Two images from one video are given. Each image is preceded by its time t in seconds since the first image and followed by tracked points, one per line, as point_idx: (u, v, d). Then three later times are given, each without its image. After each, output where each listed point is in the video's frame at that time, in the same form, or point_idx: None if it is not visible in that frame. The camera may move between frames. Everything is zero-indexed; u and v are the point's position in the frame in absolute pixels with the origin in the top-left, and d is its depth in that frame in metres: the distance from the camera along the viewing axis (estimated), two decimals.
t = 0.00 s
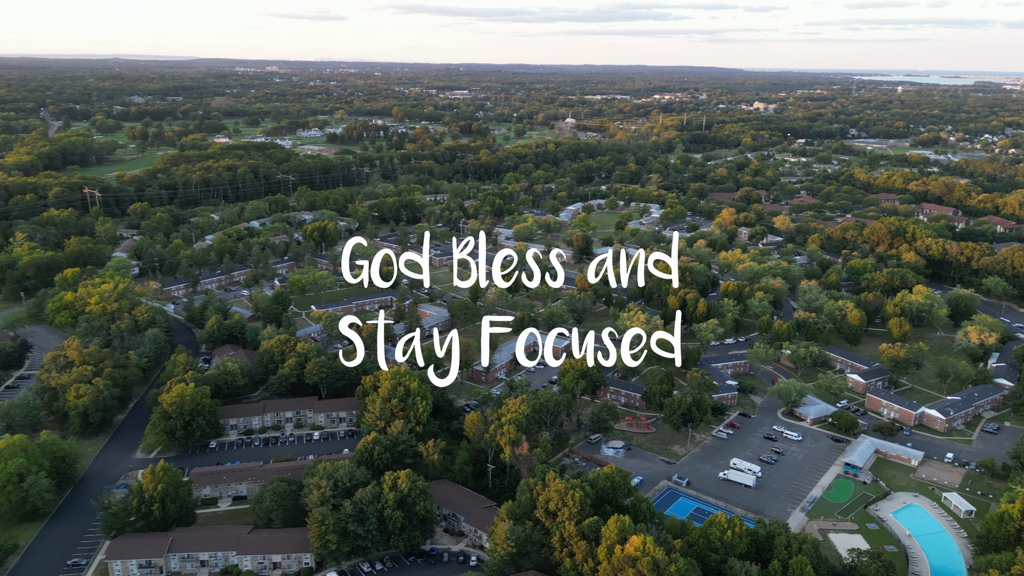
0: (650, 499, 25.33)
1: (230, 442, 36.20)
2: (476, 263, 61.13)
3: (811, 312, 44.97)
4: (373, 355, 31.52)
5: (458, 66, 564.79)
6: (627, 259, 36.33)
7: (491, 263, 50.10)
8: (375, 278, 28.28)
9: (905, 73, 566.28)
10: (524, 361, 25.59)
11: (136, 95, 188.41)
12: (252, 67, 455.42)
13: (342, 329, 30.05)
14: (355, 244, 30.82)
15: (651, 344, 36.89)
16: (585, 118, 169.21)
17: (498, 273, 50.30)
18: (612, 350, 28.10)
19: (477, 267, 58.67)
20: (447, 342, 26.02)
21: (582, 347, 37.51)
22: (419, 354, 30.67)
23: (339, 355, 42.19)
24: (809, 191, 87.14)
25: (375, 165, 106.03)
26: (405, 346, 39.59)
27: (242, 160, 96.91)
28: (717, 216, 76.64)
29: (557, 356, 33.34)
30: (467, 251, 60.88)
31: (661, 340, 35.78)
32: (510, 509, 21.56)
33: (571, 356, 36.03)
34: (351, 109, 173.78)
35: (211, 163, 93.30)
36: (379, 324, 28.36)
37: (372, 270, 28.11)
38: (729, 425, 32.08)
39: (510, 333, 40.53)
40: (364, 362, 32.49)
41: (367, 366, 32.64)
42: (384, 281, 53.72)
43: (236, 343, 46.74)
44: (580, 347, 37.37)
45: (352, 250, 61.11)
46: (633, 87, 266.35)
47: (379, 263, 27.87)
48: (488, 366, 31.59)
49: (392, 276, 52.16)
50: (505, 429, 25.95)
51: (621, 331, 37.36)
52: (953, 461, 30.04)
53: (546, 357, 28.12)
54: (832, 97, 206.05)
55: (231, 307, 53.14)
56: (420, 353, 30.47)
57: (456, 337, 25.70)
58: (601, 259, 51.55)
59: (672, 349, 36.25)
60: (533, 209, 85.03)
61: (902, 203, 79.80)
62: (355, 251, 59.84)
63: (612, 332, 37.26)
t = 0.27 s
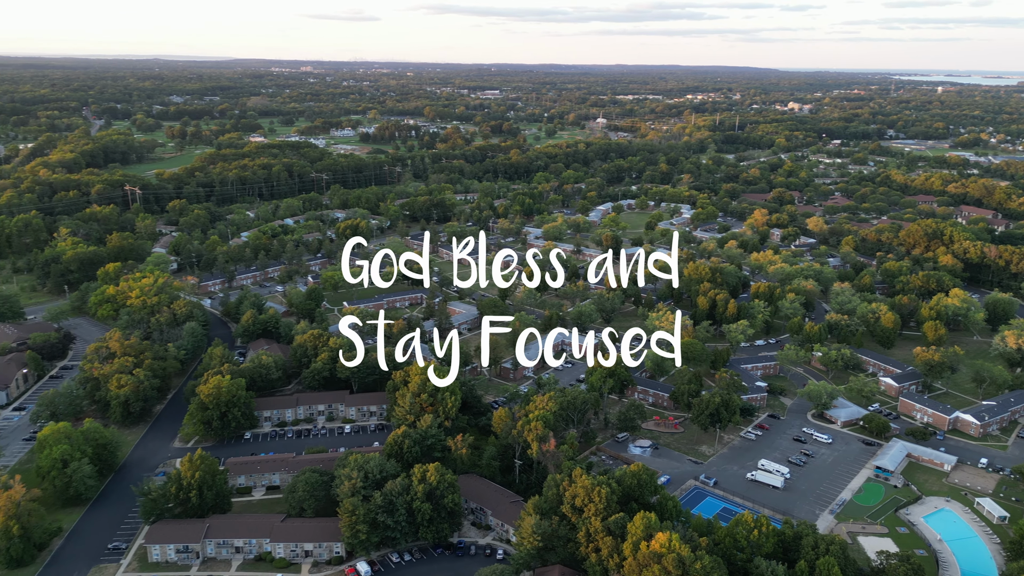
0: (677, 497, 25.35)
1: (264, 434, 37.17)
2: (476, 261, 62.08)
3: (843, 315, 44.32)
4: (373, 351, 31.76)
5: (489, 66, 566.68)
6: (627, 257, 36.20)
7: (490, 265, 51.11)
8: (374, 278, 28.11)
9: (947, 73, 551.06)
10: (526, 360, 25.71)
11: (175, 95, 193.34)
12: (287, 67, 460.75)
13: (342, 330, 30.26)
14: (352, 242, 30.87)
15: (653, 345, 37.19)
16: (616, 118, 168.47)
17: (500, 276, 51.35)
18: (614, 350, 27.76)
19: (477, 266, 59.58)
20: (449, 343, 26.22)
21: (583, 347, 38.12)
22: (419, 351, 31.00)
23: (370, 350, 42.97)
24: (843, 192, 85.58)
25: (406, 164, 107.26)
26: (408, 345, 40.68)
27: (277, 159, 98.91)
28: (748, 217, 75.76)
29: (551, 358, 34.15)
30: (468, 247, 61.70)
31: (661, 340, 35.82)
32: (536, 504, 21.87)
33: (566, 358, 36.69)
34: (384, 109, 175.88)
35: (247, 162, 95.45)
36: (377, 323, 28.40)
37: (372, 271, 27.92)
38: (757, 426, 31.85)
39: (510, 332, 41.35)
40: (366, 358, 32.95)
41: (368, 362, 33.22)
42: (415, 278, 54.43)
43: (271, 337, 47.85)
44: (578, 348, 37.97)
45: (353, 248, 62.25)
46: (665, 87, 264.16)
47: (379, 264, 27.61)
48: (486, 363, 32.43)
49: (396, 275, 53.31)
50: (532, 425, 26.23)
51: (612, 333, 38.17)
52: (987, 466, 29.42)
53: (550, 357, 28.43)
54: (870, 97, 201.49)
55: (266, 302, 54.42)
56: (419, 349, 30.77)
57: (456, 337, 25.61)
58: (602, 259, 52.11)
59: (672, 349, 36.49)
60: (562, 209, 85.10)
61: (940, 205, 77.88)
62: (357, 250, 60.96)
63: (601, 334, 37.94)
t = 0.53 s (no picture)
0: (703, 497, 25.34)
1: (297, 426, 38.07)
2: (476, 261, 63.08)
3: (876, 318, 43.60)
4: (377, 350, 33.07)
5: (520, 66, 567.23)
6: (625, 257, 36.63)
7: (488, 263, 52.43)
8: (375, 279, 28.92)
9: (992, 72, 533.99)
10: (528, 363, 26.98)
11: (213, 95, 197.93)
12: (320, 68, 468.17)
13: (343, 330, 32.08)
14: (349, 245, 31.86)
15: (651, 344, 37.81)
16: (647, 118, 167.33)
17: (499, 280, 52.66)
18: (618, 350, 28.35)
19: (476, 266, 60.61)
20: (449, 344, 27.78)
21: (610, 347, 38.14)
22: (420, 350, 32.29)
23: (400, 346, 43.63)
24: (879, 194, 83.85)
25: (437, 163, 108.29)
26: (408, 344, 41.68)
27: (311, 158, 100.72)
28: (781, 218, 74.75)
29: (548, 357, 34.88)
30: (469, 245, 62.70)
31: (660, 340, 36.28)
32: (563, 499, 22.14)
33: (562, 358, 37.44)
34: (416, 109, 177.59)
35: (282, 160, 97.44)
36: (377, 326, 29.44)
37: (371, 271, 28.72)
38: (787, 428, 31.59)
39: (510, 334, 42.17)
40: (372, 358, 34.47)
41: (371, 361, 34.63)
42: (445, 276, 55.06)
43: (304, 332, 48.88)
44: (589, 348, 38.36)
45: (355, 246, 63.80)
46: (697, 87, 261.45)
47: (379, 264, 28.44)
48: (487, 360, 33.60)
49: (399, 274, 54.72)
50: (559, 422, 26.48)
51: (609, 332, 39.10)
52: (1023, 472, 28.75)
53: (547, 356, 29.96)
54: (909, 97, 196.62)
55: (299, 298, 55.62)
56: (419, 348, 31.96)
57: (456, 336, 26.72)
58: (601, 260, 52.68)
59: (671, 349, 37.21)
60: (592, 209, 85.00)
61: (981, 207, 75.81)
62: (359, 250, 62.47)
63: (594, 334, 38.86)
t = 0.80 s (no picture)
0: (730, 497, 25.27)
1: (328, 419, 38.89)
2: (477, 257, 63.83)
3: (910, 321, 42.75)
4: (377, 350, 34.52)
5: (551, 66, 566.84)
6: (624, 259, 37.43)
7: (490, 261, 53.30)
8: (375, 279, 30.37)
9: None
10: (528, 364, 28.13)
11: (249, 95, 202.09)
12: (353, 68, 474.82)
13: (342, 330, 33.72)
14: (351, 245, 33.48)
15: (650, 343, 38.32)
16: (679, 118, 165.88)
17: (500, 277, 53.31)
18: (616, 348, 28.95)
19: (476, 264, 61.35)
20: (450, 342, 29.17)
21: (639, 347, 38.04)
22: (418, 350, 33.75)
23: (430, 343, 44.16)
24: (917, 196, 81.96)
25: (467, 163, 109.10)
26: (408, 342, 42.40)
27: (344, 157, 102.33)
28: (814, 220, 73.60)
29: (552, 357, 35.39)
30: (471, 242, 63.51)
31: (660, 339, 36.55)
32: (589, 495, 22.37)
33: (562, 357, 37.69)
34: (447, 109, 178.92)
35: (315, 160, 99.22)
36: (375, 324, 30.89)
37: (371, 272, 30.23)
38: (816, 431, 31.25)
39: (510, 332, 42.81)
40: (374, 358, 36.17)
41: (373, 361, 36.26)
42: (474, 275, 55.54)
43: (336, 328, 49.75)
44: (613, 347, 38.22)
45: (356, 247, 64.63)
46: (731, 87, 258.10)
47: (378, 264, 29.88)
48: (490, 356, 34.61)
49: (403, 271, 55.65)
50: (586, 420, 26.66)
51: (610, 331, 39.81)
52: None
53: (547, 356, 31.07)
54: (950, 97, 191.40)
55: (332, 294, 56.67)
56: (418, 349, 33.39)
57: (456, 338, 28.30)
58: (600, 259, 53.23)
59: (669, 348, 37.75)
60: (621, 209, 84.72)
61: (1023, 210, 73.63)
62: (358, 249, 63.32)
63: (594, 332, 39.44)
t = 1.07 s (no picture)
0: (757, 498, 25.20)
1: (359, 413, 39.66)
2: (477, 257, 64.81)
3: (945, 325, 41.87)
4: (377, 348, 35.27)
5: (582, 66, 565.86)
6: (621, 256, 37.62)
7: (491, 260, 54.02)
8: (375, 281, 30.28)
9: None
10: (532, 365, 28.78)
11: (283, 95, 205.88)
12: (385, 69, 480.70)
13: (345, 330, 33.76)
14: (351, 245, 33.91)
15: (650, 343, 38.46)
16: (711, 119, 164.20)
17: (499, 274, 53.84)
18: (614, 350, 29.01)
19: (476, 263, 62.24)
20: (450, 342, 30.37)
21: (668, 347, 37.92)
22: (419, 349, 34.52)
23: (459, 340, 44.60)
24: (955, 199, 79.96)
25: (497, 163, 109.67)
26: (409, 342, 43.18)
27: (376, 157, 103.74)
28: (848, 222, 72.33)
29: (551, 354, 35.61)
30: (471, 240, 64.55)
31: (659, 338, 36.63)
32: (615, 492, 22.56)
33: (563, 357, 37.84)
34: (478, 109, 179.88)
35: (348, 159, 100.79)
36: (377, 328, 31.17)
37: (372, 275, 30.17)
38: (846, 434, 30.90)
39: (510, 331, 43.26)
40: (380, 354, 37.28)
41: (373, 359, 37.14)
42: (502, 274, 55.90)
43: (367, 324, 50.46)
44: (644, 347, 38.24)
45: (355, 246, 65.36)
46: (765, 87, 254.39)
47: (379, 263, 29.39)
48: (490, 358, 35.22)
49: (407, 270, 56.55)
50: (613, 418, 26.84)
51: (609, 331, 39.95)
52: None
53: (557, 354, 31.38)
54: (993, 98, 185.98)
55: (363, 291, 57.62)
56: (419, 348, 34.29)
57: (456, 336, 29.89)
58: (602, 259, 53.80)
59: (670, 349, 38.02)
60: (651, 210, 84.34)
61: None
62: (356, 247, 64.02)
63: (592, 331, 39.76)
